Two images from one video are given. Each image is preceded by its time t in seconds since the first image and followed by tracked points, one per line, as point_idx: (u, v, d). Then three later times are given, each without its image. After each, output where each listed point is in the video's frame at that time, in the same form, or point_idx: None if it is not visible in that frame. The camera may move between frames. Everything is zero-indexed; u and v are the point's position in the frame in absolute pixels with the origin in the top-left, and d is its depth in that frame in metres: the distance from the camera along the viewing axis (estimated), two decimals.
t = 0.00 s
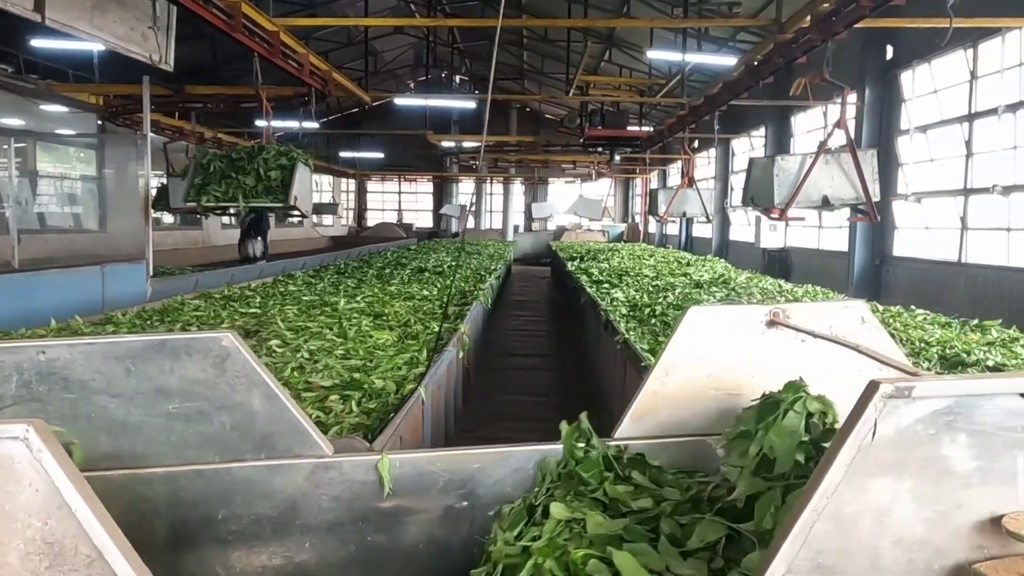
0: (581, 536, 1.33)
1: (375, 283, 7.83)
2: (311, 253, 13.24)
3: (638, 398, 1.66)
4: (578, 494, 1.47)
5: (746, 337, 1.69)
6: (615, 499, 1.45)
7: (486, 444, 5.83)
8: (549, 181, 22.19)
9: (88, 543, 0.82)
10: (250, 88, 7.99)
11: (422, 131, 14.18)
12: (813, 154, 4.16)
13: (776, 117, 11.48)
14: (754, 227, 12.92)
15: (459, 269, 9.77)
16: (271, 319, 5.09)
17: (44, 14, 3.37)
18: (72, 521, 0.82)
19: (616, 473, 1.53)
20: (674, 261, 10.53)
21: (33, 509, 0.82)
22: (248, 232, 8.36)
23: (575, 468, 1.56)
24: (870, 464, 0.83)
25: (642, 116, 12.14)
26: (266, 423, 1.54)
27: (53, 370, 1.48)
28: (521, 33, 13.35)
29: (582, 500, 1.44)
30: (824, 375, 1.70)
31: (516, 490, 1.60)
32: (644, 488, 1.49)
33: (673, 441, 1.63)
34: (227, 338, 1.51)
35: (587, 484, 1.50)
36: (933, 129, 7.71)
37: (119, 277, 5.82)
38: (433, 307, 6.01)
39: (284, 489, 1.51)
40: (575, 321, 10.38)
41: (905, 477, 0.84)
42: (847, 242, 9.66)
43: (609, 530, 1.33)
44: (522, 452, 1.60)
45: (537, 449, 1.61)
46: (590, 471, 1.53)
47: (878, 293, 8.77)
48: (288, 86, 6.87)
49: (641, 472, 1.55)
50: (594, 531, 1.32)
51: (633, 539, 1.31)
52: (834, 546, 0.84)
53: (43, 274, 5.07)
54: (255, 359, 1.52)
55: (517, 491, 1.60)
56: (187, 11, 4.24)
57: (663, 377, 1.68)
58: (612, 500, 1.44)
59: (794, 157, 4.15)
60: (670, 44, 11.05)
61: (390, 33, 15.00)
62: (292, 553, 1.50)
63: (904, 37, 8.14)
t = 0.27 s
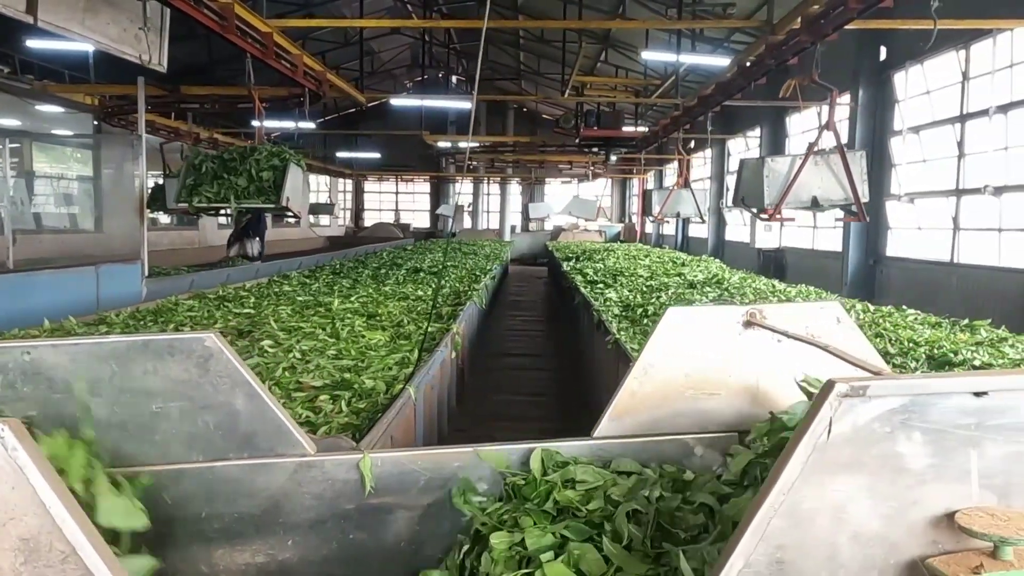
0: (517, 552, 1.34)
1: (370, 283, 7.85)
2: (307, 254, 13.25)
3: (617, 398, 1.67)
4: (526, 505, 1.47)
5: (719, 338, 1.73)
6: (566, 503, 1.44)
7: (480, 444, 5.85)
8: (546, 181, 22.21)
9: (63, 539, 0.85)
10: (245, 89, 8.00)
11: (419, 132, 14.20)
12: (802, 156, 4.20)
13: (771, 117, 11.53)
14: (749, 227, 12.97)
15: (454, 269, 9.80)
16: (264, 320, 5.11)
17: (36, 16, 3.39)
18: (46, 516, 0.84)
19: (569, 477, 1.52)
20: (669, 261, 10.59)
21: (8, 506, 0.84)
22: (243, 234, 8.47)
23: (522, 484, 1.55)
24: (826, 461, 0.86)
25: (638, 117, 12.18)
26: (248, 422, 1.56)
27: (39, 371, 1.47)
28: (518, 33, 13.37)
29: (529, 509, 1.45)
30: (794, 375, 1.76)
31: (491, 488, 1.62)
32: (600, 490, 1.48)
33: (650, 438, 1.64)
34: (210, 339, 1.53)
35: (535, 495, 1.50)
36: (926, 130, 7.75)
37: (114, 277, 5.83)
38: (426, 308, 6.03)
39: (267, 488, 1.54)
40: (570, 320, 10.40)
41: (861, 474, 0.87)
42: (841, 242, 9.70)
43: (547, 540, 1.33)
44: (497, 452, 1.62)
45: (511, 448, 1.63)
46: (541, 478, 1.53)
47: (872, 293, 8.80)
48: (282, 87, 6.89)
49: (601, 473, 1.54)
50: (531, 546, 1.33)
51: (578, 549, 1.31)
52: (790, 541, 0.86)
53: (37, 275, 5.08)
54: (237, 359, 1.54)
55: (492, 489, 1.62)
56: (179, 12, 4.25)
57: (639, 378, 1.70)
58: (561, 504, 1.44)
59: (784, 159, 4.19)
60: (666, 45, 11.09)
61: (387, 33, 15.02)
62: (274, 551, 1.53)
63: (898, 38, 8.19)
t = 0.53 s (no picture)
0: (515, 549, 1.34)
1: (366, 284, 7.86)
2: (304, 254, 13.25)
3: (600, 399, 1.71)
4: (517, 507, 1.48)
5: (698, 338, 1.76)
6: (558, 502, 1.46)
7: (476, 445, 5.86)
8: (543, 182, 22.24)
9: (42, 537, 0.86)
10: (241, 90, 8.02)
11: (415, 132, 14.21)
12: (794, 157, 4.23)
13: (766, 118, 11.56)
14: (745, 228, 13.00)
15: (450, 270, 9.81)
16: (258, 321, 5.12)
17: (29, 18, 3.41)
18: (25, 515, 0.86)
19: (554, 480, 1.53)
20: (664, 261, 10.62)
21: None
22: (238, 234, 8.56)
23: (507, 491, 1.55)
24: (792, 458, 0.88)
25: (634, 118, 12.20)
26: (233, 422, 1.58)
27: (26, 371, 1.53)
28: (515, 34, 13.39)
29: (521, 509, 1.46)
30: (776, 376, 1.78)
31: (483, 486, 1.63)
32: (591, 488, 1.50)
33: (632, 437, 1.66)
34: (196, 340, 1.56)
35: (524, 497, 1.51)
36: (919, 130, 7.78)
37: (109, 278, 5.83)
38: (421, 308, 6.05)
39: (252, 487, 1.56)
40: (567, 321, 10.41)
41: (825, 471, 0.89)
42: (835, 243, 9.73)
43: (544, 535, 1.34)
44: (487, 451, 1.63)
45: (500, 448, 1.65)
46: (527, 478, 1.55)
47: (866, 292, 8.84)
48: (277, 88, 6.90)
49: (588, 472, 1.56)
50: (530, 543, 1.33)
51: (578, 542, 1.32)
52: (756, 537, 0.88)
53: (31, 275, 5.07)
54: (222, 359, 1.57)
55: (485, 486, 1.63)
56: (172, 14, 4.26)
57: (621, 378, 1.73)
58: (553, 504, 1.46)
59: (775, 160, 4.22)
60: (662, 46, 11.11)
61: (384, 34, 15.03)
62: (260, 550, 1.55)
63: (892, 38, 8.21)
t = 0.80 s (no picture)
0: (480, 552, 1.34)
1: (360, 285, 7.88)
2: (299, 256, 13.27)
3: (579, 397, 1.75)
4: (485, 510, 1.49)
5: (674, 338, 1.81)
6: (523, 502, 1.48)
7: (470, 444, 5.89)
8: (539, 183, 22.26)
9: (18, 536, 0.88)
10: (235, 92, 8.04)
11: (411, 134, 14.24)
12: (783, 159, 4.26)
13: (761, 119, 11.61)
14: (740, 228, 13.04)
15: (445, 271, 9.84)
16: (251, 322, 5.14)
17: (21, 21, 3.42)
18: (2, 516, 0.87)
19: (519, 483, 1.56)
20: (659, 262, 10.66)
21: None
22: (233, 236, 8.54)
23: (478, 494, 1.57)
24: (752, 456, 0.90)
25: (629, 119, 12.24)
26: (216, 422, 1.60)
27: (12, 372, 1.55)
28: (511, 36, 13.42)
29: (487, 512, 1.47)
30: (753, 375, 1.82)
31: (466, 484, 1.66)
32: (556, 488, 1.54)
33: (609, 436, 1.69)
34: (179, 341, 1.57)
35: (494, 501, 1.52)
36: (911, 131, 7.81)
37: (104, 279, 5.84)
38: (415, 309, 6.07)
39: (235, 487, 1.57)
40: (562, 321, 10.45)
41: (785, 468, 0.91)
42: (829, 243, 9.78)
43: (507, 535, 1.35)
44: (469, 452, 1.65)
45: (482, 447, 1.67)
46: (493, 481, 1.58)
47: (860, 293, 8.87)
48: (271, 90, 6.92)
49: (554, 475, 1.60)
50: (492, 544, 1.34)
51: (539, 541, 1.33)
52: (719, 531, 0.90)
53: (25, 277, 5.09)
54: (204, 361, 1.59)
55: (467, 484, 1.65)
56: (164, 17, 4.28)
57: (601, 378, 1.77)
58: (517, 504, 1.47)
59: (764, 162, 4.26)
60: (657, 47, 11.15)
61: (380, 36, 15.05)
62: (243, 548, 1.57)
63: (884, 40, 8.25)
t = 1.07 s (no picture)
0: None
1: (353, 286, 7.90)
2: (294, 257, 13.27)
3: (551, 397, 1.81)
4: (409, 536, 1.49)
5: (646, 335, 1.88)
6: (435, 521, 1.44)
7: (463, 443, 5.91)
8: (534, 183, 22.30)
9: None
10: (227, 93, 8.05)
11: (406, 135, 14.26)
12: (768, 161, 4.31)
13: (753, 119, 11.65)
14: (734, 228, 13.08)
15: (438, 271, 9.87)
16: (241, 323, 5.16)
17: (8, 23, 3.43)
18: None
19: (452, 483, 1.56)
20: (652, 263, 10.70)
21: None
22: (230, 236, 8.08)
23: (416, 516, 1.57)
24: (700, 454, 0.92)
25: (622, 120, 12.27)
26: (192, 422, 1.62)
27: None
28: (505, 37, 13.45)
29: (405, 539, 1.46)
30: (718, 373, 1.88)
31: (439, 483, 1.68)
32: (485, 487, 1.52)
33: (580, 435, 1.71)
34: (154, 342, 1.60)
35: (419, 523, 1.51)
36: (901, 132, 7.85)
37: (95, 281, 5.86)
38: (407, 310, 6.10)
39: (211, 486, 1.59)
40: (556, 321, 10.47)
41: (733, 465, 0.93)
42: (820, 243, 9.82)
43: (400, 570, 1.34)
44: (442, 451, 1.67)
45: (456, 447, 1.69)
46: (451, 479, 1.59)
47: (850, 293, 8.92)
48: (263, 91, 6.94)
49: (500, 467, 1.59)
50: None
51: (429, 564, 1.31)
52: (669, 528, 0.92)
53: (16, 278, 5.09)
54: (180, 361, 1.61)
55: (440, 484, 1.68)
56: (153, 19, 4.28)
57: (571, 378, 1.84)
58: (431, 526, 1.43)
59: (750, 163, 4.31)
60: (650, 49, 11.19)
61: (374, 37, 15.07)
62: (219, 547, 1.59)
63: (874, 41, 8.29)
